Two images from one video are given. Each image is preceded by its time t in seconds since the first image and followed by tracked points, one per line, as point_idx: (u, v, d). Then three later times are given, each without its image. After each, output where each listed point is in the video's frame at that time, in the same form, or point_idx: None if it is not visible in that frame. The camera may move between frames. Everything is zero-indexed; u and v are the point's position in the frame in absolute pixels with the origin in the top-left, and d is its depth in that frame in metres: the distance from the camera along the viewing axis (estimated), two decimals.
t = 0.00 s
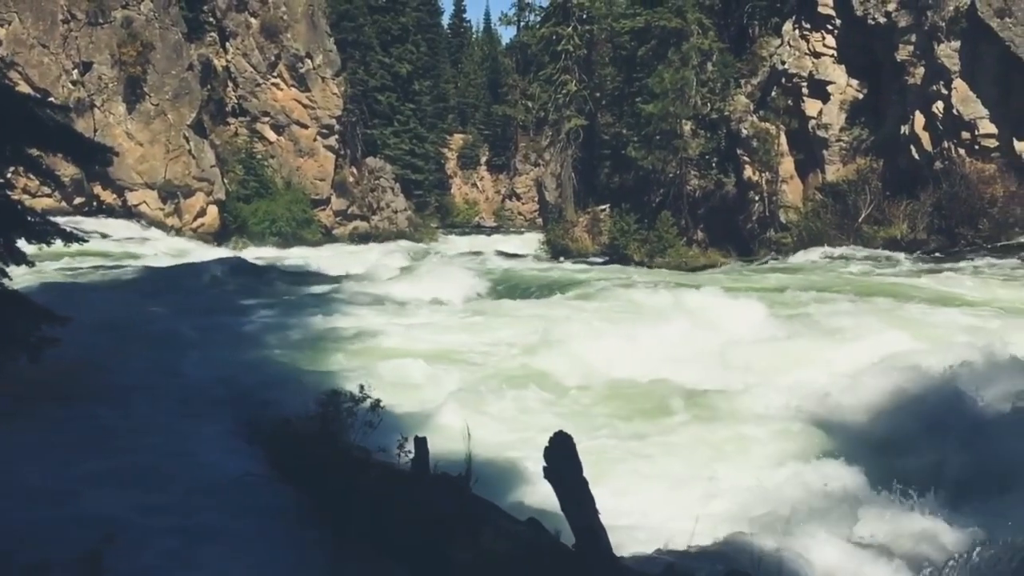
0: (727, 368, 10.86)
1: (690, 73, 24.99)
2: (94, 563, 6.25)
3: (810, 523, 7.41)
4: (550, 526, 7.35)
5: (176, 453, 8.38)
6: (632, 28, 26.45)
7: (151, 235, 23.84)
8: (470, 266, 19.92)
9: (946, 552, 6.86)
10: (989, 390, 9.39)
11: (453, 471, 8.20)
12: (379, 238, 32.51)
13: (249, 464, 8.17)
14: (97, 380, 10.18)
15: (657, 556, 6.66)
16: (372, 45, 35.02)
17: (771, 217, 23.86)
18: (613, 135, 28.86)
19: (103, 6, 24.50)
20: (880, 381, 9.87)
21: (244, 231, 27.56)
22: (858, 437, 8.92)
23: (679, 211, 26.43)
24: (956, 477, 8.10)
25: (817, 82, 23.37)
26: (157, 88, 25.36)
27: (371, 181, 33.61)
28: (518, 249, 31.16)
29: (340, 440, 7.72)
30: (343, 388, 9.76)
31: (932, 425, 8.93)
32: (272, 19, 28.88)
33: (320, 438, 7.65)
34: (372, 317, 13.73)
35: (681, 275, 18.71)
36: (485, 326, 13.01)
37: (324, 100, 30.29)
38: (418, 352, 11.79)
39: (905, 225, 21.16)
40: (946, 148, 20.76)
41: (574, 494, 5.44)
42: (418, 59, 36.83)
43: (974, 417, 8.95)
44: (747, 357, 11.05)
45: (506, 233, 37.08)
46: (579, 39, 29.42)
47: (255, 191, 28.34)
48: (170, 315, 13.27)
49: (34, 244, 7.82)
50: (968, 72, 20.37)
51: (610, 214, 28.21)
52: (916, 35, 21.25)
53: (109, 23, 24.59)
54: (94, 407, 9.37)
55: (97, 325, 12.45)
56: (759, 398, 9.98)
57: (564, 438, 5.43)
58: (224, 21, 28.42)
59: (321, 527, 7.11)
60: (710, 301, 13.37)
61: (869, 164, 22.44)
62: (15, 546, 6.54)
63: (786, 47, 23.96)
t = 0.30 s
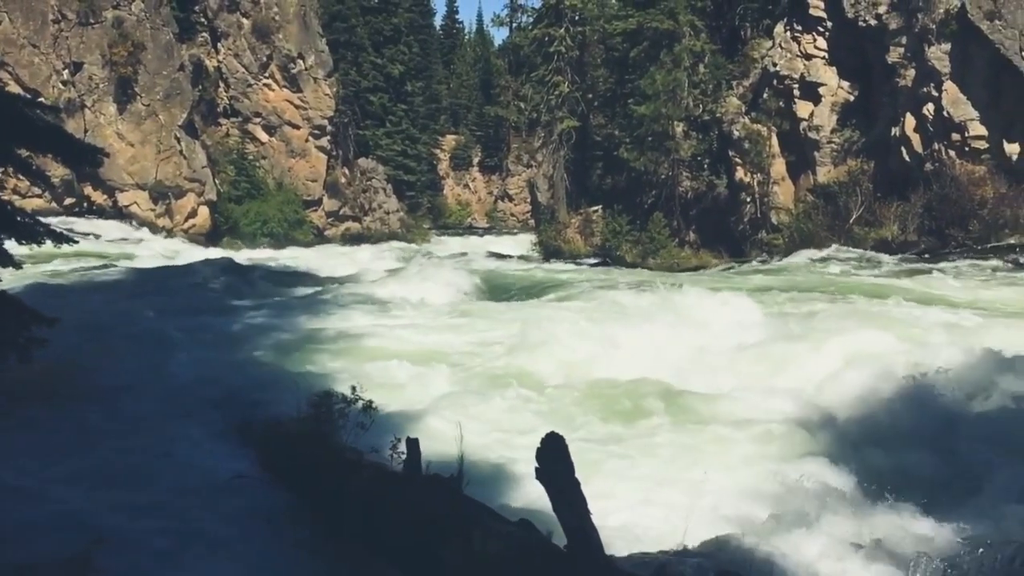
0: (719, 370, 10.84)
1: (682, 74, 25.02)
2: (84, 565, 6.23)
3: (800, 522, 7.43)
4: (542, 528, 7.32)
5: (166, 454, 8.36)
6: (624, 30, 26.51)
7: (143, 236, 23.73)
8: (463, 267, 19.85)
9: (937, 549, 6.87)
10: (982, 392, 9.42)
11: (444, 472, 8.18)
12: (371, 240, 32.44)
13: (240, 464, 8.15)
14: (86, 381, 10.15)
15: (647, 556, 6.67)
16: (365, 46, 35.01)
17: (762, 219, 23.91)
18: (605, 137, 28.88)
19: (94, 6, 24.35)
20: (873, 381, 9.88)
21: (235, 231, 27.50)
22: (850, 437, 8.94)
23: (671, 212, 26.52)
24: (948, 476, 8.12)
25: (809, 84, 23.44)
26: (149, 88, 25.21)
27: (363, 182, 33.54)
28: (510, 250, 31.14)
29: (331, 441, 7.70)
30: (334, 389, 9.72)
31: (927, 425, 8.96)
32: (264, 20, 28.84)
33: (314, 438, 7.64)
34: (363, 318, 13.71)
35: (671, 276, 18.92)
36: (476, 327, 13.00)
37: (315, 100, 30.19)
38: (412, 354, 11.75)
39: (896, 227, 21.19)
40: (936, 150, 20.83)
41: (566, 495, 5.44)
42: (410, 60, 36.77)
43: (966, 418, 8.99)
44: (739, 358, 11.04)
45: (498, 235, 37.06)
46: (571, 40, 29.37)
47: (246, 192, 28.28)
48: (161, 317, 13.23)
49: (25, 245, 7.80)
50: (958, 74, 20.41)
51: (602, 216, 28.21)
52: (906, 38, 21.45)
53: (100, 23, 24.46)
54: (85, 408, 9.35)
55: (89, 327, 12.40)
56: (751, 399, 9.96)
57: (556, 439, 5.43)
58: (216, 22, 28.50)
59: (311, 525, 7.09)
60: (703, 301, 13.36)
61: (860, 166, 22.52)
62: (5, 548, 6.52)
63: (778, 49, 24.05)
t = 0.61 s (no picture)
0: (710, 370, 10.85)
1: (674, 76, 25.13)
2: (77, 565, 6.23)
3: (794, 521, 7.45)
4: (534, 529, 7.30)
5: (157, 456, 8.34)
6: (617, 31, 26.55)
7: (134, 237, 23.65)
8: (455, 267, 19.84)
9: (929, 549, 6.90)
10: (974, 393, 9.46)
11: (437, 473, 8.17)
12: (364, 241, 32.44)
13: (231, 466, 8.13)
14: (77, 382, 10.13)
15: (639, 556, 6.69)
16: (357, 47, 34.97)
17: (754, 220, 23.99)
18: (598, 138, 28.90)
19: (86, 6, 24.31)
20: (866, 382, 9.90)
21: (227, 232, 27.43)
22: (841, 437, 8.97)
23: (664, 212, 26.61)
24: (938, 476, 8.15)
25: (801, 86, 23.52)
26: (141, 88, 25.19)
27: (355, 183, 33.47)
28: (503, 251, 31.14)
29: (323, 443, 7.69)
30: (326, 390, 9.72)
31: (919, 426, 8.99)
32: (256, 20, 28.74)
33: (306, 440, 7.62)
34: (356, 318, 13.71)
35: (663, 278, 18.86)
36: (469, 327, 13.01)
37: (307, 101, 30.13)
38: (405, 355, 11.73)
39: (888, 228, 21.26)
40: (927, 151, 20.90)
41: (559, 496, 5.44)
42: (403, 60, 36.74)
43: (957, 418, 9.02)
44: (730, 359, 11.06)
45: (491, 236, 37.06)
46: (564, 41, 29.36)
47: (238, 193, 28.19)
48: (152, 317, 13.21)
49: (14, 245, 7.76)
50: (949, 75, 20.49)
51: (595, 216, 28.24)
52: (898, 39, 21.51)
53: (92, 23, 24.38)
54: (78, 409, 9.32)
55: (80, 329, 12.32)
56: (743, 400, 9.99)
57: (549, 440, 5.42)
58: (208, 22, 28.38)
59: (304, 527, 7.07)
60: (696, 301, 13.37)
61: (852, 167, 22.57)
62: None
63: (770, 50, 24.14)
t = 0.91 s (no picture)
0: (702, 371, 10.85)
1: (667, 77, 25.10)
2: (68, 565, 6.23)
3: (787, 522, 7.48)
4: (527, 530, 7.31)
5: (149, 457, 8.31)
6: (610, 32, 26.60)
7: (126, 237, 23.58)
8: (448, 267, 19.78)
9: (922, 548, 6.94)
10: (964, 393, 9.52)
11: (430, 474, 8.16)
12: (358, 242, 32.41)
13: (225, 467, 8.10)
14: (69, 383, 10.12)
15: (634, 557, 6.71)
16: (351, 48, 34.95)
17: (747, 221, 24.06)
18: (591, 138, 28.90)
19: (77, 6, 24.15)
20: (857, 382, 9.94)
21: (219, 232, 27.36)
22: (836, 438, 8.99)
23: (657, 214, 26.61)
24: (929, 475, 8.19)
25: (793, 87, 23.57)
26: (133, 88, 25.16)
27: (348, 183, 33.40)
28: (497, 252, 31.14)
29: (316, 445, 7.67)
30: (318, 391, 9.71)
31: (910, 427, 9.03)
32: (249, 20, 28.77)
33: (298, 441, 7.62)
34: (350, 319, 13.73)
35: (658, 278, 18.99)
36: (462, 328, 13.04)
37: (300, 101, 30.11)
38: (399, 356, 11.72)
39: (880, 228, 21.39)
40: (919, 152, 21.00)
41: (553, 497, 5.47)
42: (396, 61, 36.73)
43: (948, 419, 9.08)
44: (723, 359, 11.07)
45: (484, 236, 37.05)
46: (558, 42, 29.37)
47: (231, 193, 28.13)
48: (146, 317, 13.21)
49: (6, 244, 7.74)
50: (940, 76, 20.61)
51: (588, 217, 28.24)
52: (890, 41, 21.59)
53: (84, 23, 24.25)
54: (71, 410, 9.29)
55: (72, 330, 12.25)
56: (736, 401, 10.01)
57: (544, 441, 5.43)
58: (201, 22, 28.23)
59: (296, 526, 7.06)
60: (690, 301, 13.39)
61: (844, 169, 22.66)
62: None
63: (762, 51, 24.21)
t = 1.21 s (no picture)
0: (694, 370, 10.86)
1: (659, 77, 25.04)
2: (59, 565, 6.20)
3: (782, 521, 7.48)
4: (521, 530, 7.31)
5: (140, 458, 8.27)
6: (603, 32, 26.60)
7: (118, 237, 23.49)
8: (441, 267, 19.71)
9: (913, 545, 6.97)
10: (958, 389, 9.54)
11: (423, 474, 8.16)
12: (351, 241, 32.38)
13: (217, 468, 8.06)
14: (61, 383, 10.07)
15: (627, 556, 6.71)
16: (343, 47, 35.07)
17: (739, 220, 24.05)
18: (583, 138, 28.88)
19: (69, 5, 24.07)
20: (851, 381, 9.95)
21: (211, 232, 27.27)
22: (828, 435, 9.00)
23: (649, 213, 26.49)
24: (922, 472, 8.21)
25: (785, 87, 23.64)
26: (124, 87, 25.05)
27: (341, 182, 33.32)
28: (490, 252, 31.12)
29: (308, 445, 7.65)
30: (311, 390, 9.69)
31: (903, 424, 9.04)
32: (241, 19, 28.67)
33: (292, 441, 7.59)
34: (342, 319, 13.71)
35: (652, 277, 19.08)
36: (455, 327, 13.04)
37: (292, 100, 30.09)
38: (392, 356, 11.68)
39: (871, 228, 21.51)
40: (910, 152, 21.08)
41: (545, 497, 5.47)
42: (388, 60, 36.69)
43: (940, 416, 9.10)
44: (716, 357, 11.10)
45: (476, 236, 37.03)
46: (550, 42, 29.36)
47: (223, 193, 28.03)
48: (138, 317, 13.16)
49: None
50: (932, 76, 20.70)
51: (581, 216, 28.14)
52: (881, 41, 21.66)
53: (74, 22, 24.16)
54: (61, 411, 9.26)
55: (63, 330, 12.21)
56: (730, 400, 10.01)
57: (534, 440, 5.43)
58: (192, 21, 28.18)
59: (289, 526, 7.04)
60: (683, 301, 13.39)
61: (836, 168, 22.72)
62: None
63: (754, 51, 24.25)
